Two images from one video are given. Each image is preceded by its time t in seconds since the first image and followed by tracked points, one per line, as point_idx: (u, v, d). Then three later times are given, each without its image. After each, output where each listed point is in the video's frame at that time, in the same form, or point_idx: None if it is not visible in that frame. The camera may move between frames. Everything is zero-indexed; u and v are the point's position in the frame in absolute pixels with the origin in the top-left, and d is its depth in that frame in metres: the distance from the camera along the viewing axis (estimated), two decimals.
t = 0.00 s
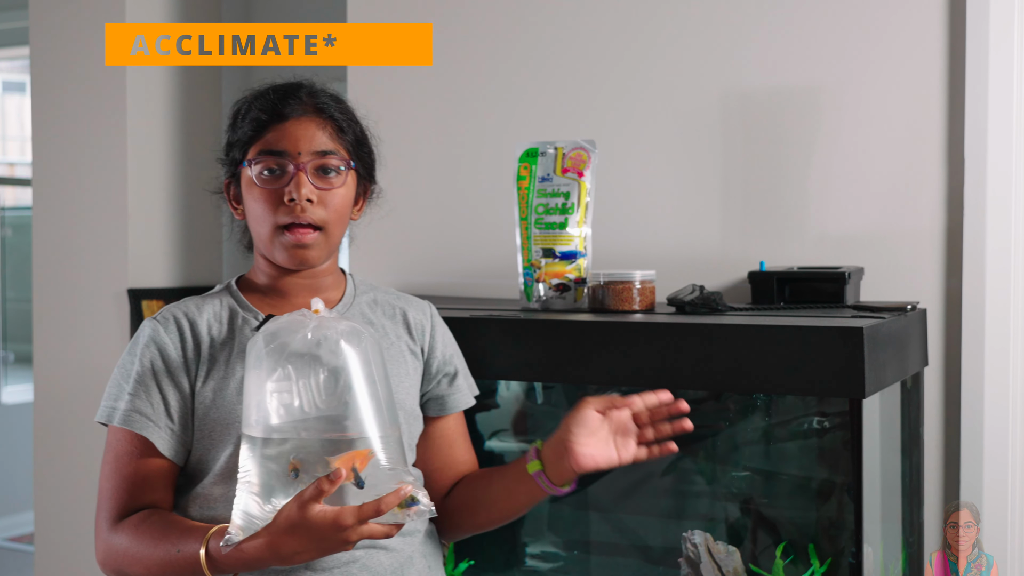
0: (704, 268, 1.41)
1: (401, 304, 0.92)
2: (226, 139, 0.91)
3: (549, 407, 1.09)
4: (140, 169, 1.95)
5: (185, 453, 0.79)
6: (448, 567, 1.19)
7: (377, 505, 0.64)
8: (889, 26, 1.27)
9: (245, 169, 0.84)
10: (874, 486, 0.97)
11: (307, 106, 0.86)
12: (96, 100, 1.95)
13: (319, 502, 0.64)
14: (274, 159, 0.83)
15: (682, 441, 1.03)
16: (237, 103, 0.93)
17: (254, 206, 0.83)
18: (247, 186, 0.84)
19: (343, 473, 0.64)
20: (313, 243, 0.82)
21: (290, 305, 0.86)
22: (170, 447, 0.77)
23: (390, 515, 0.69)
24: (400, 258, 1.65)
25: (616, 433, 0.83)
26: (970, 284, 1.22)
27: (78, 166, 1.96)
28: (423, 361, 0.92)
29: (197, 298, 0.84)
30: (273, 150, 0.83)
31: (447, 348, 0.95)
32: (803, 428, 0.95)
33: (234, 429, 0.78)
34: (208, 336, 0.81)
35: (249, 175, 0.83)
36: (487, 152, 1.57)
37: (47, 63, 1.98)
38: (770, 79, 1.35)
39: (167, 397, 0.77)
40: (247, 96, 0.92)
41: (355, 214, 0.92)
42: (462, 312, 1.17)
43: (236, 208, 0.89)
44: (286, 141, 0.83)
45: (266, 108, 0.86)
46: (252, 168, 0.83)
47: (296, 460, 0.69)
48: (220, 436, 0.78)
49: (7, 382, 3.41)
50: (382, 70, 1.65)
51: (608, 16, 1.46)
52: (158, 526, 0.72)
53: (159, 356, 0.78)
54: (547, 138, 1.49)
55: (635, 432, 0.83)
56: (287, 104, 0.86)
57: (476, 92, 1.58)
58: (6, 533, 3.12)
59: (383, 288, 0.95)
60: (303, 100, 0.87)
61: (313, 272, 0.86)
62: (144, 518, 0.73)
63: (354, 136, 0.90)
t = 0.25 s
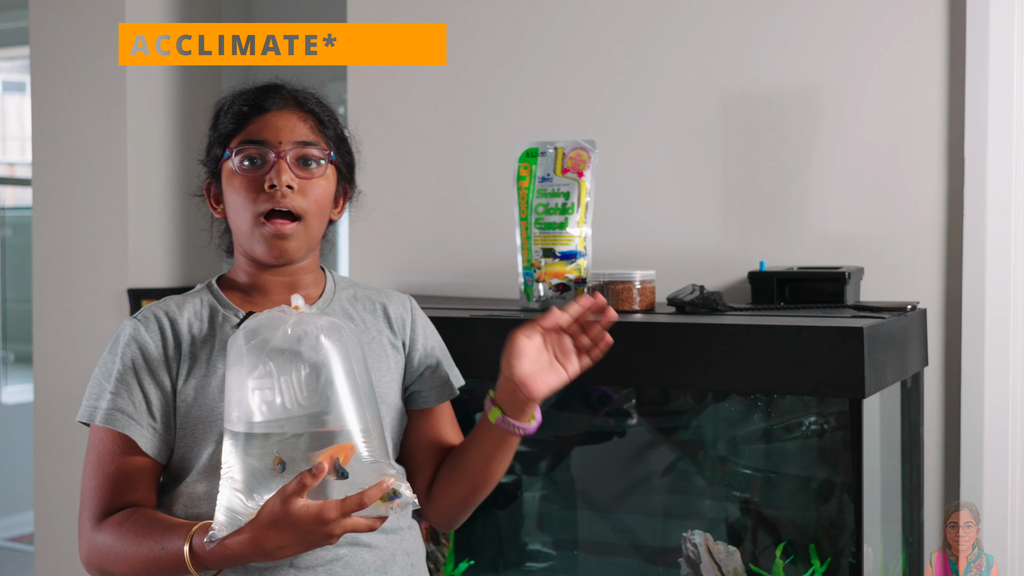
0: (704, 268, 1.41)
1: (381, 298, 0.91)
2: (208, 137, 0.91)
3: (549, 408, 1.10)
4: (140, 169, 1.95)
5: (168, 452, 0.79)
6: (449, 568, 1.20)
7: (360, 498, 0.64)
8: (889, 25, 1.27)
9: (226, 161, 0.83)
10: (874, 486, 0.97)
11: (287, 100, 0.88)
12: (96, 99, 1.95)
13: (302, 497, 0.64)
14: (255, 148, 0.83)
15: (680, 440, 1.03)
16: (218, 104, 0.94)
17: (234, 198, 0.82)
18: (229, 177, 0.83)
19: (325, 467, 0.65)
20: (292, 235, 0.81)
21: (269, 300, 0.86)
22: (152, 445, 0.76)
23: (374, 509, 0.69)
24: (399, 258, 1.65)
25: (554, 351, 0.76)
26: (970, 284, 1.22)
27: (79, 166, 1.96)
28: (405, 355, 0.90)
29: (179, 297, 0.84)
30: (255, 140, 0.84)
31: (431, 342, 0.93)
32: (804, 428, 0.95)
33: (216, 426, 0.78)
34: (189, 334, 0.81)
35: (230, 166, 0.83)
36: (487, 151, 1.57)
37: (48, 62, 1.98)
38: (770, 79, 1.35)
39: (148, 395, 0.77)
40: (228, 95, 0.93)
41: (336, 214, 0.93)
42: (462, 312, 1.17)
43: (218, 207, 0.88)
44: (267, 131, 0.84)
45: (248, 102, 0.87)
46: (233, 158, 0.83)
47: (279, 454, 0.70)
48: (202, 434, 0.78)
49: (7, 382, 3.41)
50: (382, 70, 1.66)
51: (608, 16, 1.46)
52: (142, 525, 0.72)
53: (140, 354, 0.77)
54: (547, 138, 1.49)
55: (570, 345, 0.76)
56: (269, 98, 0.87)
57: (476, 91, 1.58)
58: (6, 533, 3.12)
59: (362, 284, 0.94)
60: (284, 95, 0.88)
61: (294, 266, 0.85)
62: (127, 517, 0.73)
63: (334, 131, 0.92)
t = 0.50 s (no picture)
0: (704, 268, 1.41)
1: (369, 299, 0.92)
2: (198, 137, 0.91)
3: (549, 407, 1.10)
4: (140, 169, 1.95)
5: (158, 453, 0.79)
6: (449, 568, 1.20)
7: (353, 495, 0.65)
8: (890, 25, 1.27)
9: (214, 165, 0.83)
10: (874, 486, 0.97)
11: (278, 104, 0.87)
12: (97, 99, 1.95)
13: (295, 494, 0.65)
14: (244, 154, 0.83)
15: (679, 440, 1.03)
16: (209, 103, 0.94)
17: (221, 203, 0.82)
18: (216, 181, 0.83)
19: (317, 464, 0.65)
20: (279, 241, 0.82)
21: (255, 302, 0.86)
22: (142, 446, 0.76)
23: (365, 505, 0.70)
24: (399, 258, 1.65)
25: (497, 312, 0.88)
26: (970, 284, 1.22)
27: (79, 166, 1.96)
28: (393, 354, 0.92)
29: (167, 299, 0.84)
30: (243, 146, 0.84)
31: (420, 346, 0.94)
32: (804, 428, 0.96)
33: (206, 426, 0.78)
34: (178, 334, 0.81)
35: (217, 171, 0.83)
36: (487, 151, 1.57)
37: (48, 62, 1.98)
38: (770, 78, 1.35)
39: (138, 396, 0.77)
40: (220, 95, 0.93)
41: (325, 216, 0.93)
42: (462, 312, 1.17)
43: (207, 207, 0.89)
44: (256, 138, 0.84)
45: (238, 106, 0.87)
46: (221, 163, 0.83)
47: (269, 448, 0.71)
48: (192, 434, 0.78)
49: (7, 382, 3.41)
50: (382, 70, 1.66)
51: (608, 16, 1.46)
52: (134, 525, 0.72)
53: (129, 355, 0.77)
54: (547, 138, 1.49)
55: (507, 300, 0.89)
56: (259, 102, 0.87)
57: (476, 91, 1.58)
58: (6, 533, 3.12)
59: (350, 286, 0.94)
60: (274, 99, 0.88)
61: (281, 269, 0.85)
62: (119, 518, 0.73)
63: (323, 136, 0.91)
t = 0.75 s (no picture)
0: (704, 268, 1.41)
1: (364, 300, 0.93)
2: (194, 136, 0.89)
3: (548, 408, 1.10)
4: (140, 169, 1.95)
5: (153, 453, 0.79)
6: (449, 568, 1.20)
7: (354, 493, 0.65)
8: (890, 25, 1.27)
9: (211, 176, 0.83)
10: (874, 486, 0.97)
11: (277, 117, 0.86)
12: (96, 99, 1.95)
13: (295, 493, 0.65)
14: (241, 170, 0.82)
15: (679, 440, 1.03)
16: (206, 103, 0.91)
17: (217, 214, 0.82)
18: (212, 194, 0.83)
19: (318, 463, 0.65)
20: (275, 254, 0.82)
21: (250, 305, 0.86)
22: (139, 447, 0.77)
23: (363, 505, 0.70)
24: (399, 258, 1.65)
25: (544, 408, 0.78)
26: (970, 284, 1.22)
27: (79, 165, 1.96)
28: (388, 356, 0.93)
29: (162, 299, 0.84)
30: (241, 161, 0.83)
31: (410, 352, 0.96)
32: (804, 428, 0.95)
33: (204, 428, 0.78)
34: (174, 335, 0.81)
35: (214, 184, 0.83)
36: (487, 151, 1.57)
37: (47, 62, 1.98)
38: (770, 78, 1.35)
39: (135, 396, 0.77)
40: (218, 97, 0.90)
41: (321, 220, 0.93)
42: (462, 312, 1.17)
43: (202, 208, 0.89)
44: (254, 153, 0.83)
45: (236, 117, 0.85)
46: (218, 177, 0.82)
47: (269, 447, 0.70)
48: (189, 435, 0.78)
49: (7, 382, 3.41)
50: (382, 70, 1.66)
51: (608, 16, 1.46)
52: (131, 526, 0.72)
53: (126, 355, 0.77)
54: (547, 138, 1.49)
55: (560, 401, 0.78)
56: (257, 114, 0.85)
57: (476, 92, 1.58)
58: (6, 533, 3.12)
59: (345, 287, 0.95)
60: (274, 110, 0.86)
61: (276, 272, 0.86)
62: (116, 518, 0.73)
63: (322, 146, 0.90)
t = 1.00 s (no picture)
0: (704, 268, 1.41)
1: (363, 303, 0.93)
2: (195, 140, 0.88)
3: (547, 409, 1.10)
4: (140, 169, 1.95)
5: (152, 456, 0.79)
6: (449, 568, 1.20)
7: (355, 506, 0.65)
8: (889, 25, 1.27)
9: (212, 187, 0.83)
10: (874, 486, 0.97)
11: (280, 130, 0.84)
12: (96, 99, 1.95)
13: (298, 506, 0.65)
14: (243, 184, 0.82)
15: (679, 440, 1.03)
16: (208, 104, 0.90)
17: (218, 224, 0.82)
18: (213, 204, 0.83)
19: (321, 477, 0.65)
20: (276, 267, 0.82)
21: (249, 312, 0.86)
22: (138, 451, 0.77)
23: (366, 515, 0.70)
24: (399, 258, 1.65)
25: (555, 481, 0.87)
26: (970, 284, 1.22)
27: (79, 166, 1.96)
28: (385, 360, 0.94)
29: (160, 301, 0.83)
30: (243, 175, 0.82)
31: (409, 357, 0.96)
32: (803, 428, 0.95)
33: (206, 433, 0.79)
34: (174, 338, 0.81)
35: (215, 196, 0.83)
36: (487, 151, 1.57)
37: (47, 62, 1.98)
38: (770, 79, 1.35)
39: (135, 400, 0.77)
40: (219, 100, 0.88)
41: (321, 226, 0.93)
42: (462, 312, 1.17)
43: (201, 211, 0.88)
44: (256, 167, 0.82)
45: (238, 130, 0.83)
46: (219, 190, 0.82)
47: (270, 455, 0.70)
48: (190, 440, 0.79)
49: (7, 382, 3.41)
50: (382, 70, 1.66)
51: (608, 16, 1.46)
52: (131, 530, 0.73)
53: (126, 359, 0.77)
54: (547, 138, 1.49)
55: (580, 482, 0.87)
56: (261, 127, 0.83)
57: (476, 91, 1.58)
58: (6, 533, 3.12)
59: (342, 287, 0.95)
60: (277, 123, 0.84)
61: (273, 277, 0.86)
62: (116, 522, 0.73)
63: (324, 157, 0.89)
